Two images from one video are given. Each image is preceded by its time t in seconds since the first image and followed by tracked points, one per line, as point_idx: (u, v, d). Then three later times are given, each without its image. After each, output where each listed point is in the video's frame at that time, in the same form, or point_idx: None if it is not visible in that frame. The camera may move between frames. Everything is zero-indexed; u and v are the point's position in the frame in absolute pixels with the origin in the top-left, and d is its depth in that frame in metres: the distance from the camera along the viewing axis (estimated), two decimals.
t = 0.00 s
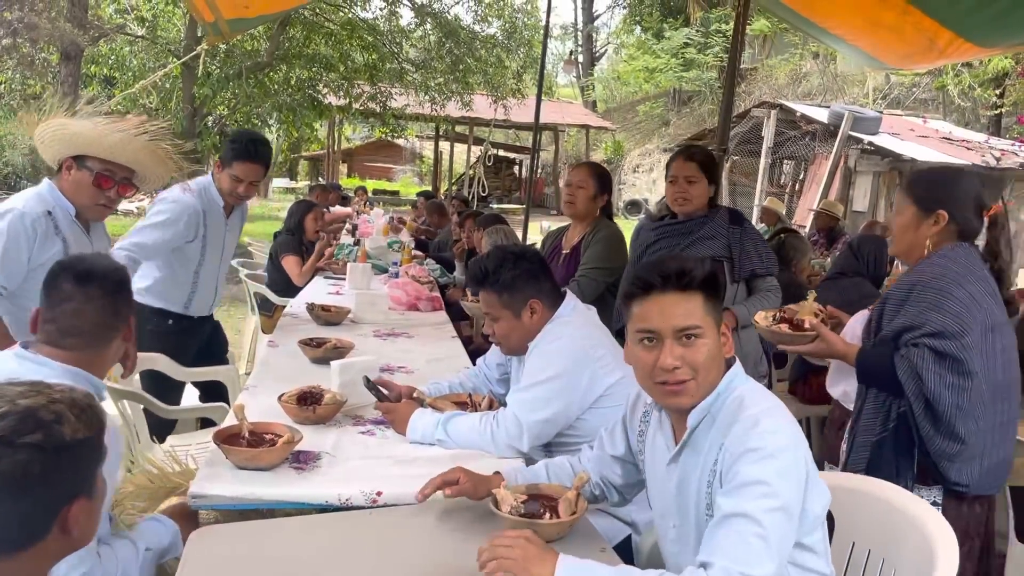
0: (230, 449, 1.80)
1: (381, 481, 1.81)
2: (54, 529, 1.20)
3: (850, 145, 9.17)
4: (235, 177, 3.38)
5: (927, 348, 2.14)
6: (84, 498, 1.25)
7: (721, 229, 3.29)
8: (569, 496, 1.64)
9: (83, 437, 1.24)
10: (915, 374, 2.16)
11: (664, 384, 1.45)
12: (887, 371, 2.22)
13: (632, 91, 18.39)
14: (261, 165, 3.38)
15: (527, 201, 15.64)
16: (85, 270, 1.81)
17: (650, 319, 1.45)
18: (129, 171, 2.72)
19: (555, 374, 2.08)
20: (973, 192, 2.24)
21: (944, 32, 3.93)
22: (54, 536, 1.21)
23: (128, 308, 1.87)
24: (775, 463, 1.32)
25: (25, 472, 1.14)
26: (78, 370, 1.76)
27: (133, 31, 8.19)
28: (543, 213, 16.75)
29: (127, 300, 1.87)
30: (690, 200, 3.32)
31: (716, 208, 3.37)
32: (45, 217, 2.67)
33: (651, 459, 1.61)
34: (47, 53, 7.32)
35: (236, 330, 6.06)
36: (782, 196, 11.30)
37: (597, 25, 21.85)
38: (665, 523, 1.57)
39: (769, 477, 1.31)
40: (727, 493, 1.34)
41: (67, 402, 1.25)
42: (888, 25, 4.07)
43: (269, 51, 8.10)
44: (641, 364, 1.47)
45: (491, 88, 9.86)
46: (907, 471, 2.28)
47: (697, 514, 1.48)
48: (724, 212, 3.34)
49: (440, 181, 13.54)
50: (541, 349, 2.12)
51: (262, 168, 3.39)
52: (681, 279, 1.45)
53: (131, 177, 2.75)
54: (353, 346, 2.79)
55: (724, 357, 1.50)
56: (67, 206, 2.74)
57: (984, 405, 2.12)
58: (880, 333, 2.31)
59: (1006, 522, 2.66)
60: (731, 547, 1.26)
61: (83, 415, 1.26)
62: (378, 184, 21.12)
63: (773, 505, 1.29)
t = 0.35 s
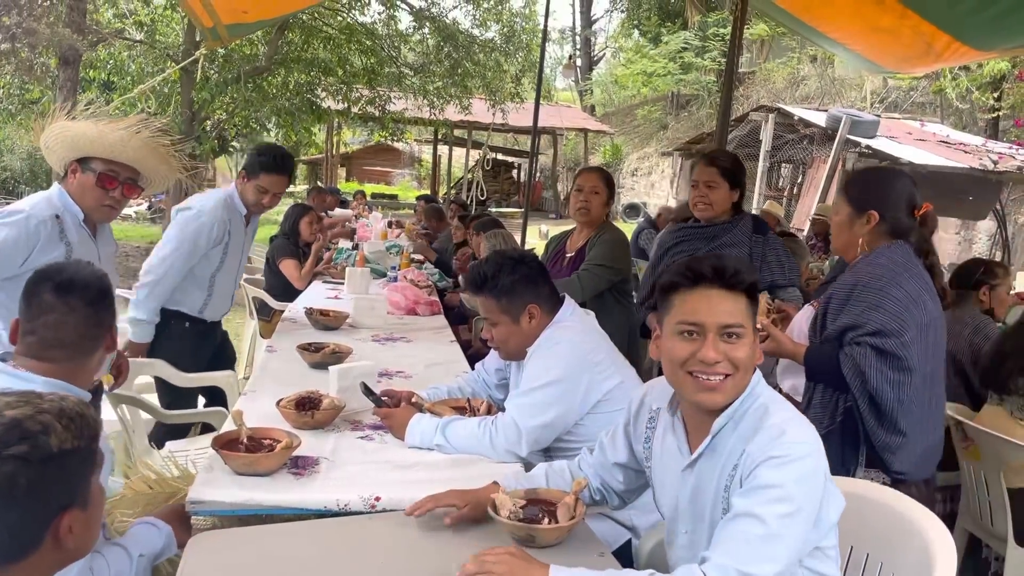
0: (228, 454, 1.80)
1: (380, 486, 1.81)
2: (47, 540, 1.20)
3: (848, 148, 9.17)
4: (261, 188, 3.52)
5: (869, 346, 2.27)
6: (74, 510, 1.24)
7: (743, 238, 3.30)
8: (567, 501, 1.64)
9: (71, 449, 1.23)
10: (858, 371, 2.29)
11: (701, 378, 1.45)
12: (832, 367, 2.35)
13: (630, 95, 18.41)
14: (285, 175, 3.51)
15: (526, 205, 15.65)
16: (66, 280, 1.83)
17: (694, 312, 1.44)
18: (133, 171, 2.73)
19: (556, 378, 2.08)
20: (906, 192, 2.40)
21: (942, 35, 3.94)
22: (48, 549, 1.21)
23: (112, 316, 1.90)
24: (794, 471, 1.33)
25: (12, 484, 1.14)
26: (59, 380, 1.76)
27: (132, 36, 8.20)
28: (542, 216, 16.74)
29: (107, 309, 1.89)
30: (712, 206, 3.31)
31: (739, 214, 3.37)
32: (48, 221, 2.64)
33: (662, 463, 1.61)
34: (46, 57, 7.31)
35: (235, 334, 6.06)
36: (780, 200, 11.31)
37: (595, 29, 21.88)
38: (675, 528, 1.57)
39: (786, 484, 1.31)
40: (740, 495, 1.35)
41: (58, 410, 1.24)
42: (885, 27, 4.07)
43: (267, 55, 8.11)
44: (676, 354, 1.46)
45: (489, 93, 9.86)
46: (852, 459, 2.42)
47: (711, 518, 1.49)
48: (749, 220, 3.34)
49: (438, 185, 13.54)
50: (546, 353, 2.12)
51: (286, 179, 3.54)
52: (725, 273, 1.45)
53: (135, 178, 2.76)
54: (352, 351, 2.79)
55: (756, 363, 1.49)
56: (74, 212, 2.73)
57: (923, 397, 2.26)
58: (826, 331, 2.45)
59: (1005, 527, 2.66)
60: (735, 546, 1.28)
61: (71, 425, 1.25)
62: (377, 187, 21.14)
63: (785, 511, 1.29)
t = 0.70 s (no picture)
0: (219, 459, 1.80)
1: (372, 490, 1.81)
2: None
3: (840, 151, 9.20)
4: (283, 229, 3.63)
5: (849, 336, 2.29)
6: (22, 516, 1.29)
7: (755, 247, 3.24)
8: (560, 504, 1.64)
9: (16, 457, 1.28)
10: (839, 361, 2.30)
11: (671, 376, 1.45)
12: (813, 359, 2.35)
13: (624, 98, 18.45)
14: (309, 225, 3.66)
15: (520, 208, 15.65)
16: (7, 284, 1.84)
17: (663, 311, 1.46)
18: (124, 173, 2.73)
19: (547, 381, 2.08)
20: (871, 188, 2.43)
21: (933, 37, 3.95)
22: None
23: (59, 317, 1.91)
24: (757, 463, 1.33)
25: None
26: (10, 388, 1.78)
27: (124, 39, 8.19)
28: (536, 219, 16.74)
29: (54, 310, 1.91)
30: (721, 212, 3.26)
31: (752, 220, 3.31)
32: (37, 225, 2.62)
33: (647, 469, 1.61)
34: (38, 61, 7.29)
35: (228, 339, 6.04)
36: (773, 202, 11.33)
37: (588, 32, 21.93)
38: (663, 536, 1.57)
39: (749, 477, 1.31)
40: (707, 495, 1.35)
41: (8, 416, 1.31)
42: (876, 30, 4.09)
43: (260, 59, 8.11)
44: (646, 354, 1.46)
45: (483, 96, 9.86)
46: (835, 446, 2.43)
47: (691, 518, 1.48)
48: (762, 227, 3.27)
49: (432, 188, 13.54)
50: (535, 354, 2.12)
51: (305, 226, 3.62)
52: (692, 274, 1.47)
53: (126, 180, 2.75)
54: (345, 354, 2.79)
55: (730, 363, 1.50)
56: (65, 216, 2.71)
57: (894, 382, 2.31)
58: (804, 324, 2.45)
59: (996, 527, 2.67)
60: (702, 546, 1.27)
61: (18, 432, 1.30)
62: (371, 191, 21.11)
63: (750, 506, 1.29)
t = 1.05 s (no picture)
0: (203, 464, 1.78)
1: (358, 494, 1.80)
2: None
3: (826, 153, 9.24)
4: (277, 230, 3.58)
5: (842, 333, 2.29)
6: None
7: (744, 250, 3.24)
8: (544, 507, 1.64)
9: None
10: (832, 357, 2.30)
11: (606, 393, 1.48)
12: (808, 358, 2.35)
13: (612, 100, 18.48)
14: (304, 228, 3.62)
15: (507, 210, 15.64)
16: None
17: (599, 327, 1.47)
18: (103, 178, 2.70)
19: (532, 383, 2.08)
20: (848, 185, 2.45)
21: (917, 40, 3.97)
22: None
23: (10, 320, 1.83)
24: (720, 462, 1.33)
25: None
26: None
27: (109, 42, 8.14)
28: (524, 222, 16.73)
29: None
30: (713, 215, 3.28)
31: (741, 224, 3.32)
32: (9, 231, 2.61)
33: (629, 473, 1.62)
34: (21, 64, 7.22)
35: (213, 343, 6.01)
36: (760, 204, 11.36)
37: (576, 34, 21.98)
38: (641, 535, 1.58)
39: (713, 477, 1.31)
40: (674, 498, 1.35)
41: None
42: (860, 32, 4.11)
43: (246, 61, 8.08)
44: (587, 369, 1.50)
45: (470, 99, 9.86)
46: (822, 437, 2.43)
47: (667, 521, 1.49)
48: (751, 231, 3.27)
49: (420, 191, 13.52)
50: (523, 356, 2.12)
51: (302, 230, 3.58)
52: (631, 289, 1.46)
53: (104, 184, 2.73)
54: (330, 358, 2.78)
55: (676, 375, 1.48)
56: (38, 218, 2.69)
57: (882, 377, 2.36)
58: (793, 321, 2.46)
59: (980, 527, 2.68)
60: (677, 548, 1.27)
61: None
62: (359, 193, 21.05)
63: (718, 505, 1.29)
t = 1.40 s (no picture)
0: (178, 469, 1.77)
1: (335, 498, 1.79)
2: None
3: (805, 155, 9.30)
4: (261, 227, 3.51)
5: (818, 334, 2.31)
6: None
7: (704, 249, 3.26)
8: (521, 509, 1.63)
9: None
10: (807, 357, 2.32)
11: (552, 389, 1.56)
12: (780, 358, 2.36)
13: (593, 104, 18.52)
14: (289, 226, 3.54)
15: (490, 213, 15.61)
16: None
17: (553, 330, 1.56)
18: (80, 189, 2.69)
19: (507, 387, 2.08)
20: (821, 187, 2.48)
21: (893, 43, 4.01)
22: None
23: None
24: (710, 468, 1.33)
25: None
26: None
27: (85, 44, 8.03)
28: (507, 225, 16.72)
29: None
30: (674, 216, 3.30)
31: (701, 225, 3.34)
32: None
33: (612, 477, 1.62)
34: None
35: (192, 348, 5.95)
36: (741, 206, 11.41)
37: (557, 38, 22.01)
38: (625, 539, 1.59)
39: (702, 483, 1.31)
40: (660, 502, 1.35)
41: None
42: (837, 36, 4.14)
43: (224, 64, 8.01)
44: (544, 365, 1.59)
45: (451, 101, 9.84)
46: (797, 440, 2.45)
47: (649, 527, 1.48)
48: (709, 232, 3.29)
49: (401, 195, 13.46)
50: (499, 360, 2.11)
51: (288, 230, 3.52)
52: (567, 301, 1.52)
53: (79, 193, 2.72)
54: (307, 362, 2.76)
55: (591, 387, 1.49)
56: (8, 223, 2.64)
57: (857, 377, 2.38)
58: (768, 321, 2.47)
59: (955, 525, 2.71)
60: (660, 551, 1.27)
61: None
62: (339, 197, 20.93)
63: (705, 511, 1.29)
